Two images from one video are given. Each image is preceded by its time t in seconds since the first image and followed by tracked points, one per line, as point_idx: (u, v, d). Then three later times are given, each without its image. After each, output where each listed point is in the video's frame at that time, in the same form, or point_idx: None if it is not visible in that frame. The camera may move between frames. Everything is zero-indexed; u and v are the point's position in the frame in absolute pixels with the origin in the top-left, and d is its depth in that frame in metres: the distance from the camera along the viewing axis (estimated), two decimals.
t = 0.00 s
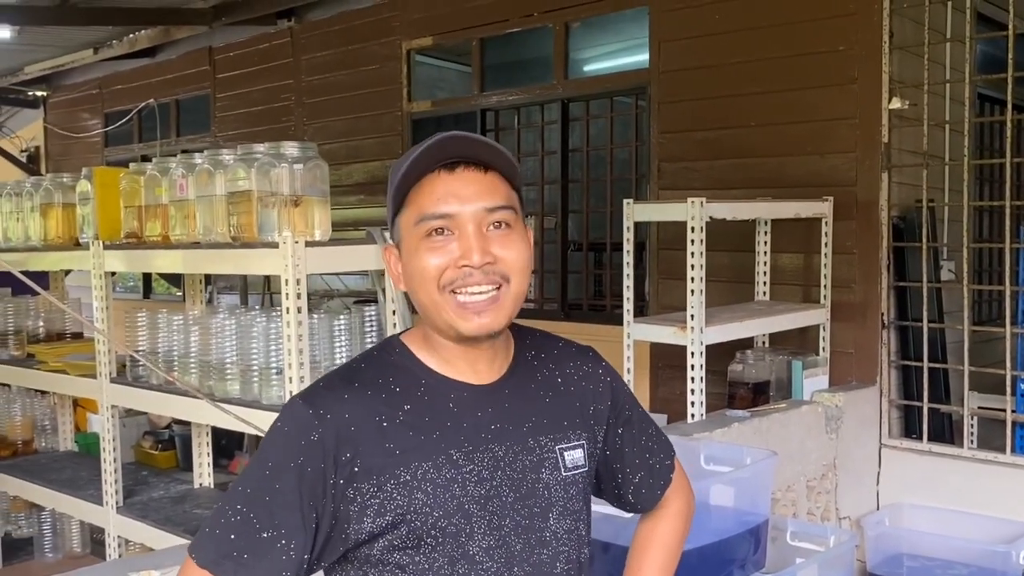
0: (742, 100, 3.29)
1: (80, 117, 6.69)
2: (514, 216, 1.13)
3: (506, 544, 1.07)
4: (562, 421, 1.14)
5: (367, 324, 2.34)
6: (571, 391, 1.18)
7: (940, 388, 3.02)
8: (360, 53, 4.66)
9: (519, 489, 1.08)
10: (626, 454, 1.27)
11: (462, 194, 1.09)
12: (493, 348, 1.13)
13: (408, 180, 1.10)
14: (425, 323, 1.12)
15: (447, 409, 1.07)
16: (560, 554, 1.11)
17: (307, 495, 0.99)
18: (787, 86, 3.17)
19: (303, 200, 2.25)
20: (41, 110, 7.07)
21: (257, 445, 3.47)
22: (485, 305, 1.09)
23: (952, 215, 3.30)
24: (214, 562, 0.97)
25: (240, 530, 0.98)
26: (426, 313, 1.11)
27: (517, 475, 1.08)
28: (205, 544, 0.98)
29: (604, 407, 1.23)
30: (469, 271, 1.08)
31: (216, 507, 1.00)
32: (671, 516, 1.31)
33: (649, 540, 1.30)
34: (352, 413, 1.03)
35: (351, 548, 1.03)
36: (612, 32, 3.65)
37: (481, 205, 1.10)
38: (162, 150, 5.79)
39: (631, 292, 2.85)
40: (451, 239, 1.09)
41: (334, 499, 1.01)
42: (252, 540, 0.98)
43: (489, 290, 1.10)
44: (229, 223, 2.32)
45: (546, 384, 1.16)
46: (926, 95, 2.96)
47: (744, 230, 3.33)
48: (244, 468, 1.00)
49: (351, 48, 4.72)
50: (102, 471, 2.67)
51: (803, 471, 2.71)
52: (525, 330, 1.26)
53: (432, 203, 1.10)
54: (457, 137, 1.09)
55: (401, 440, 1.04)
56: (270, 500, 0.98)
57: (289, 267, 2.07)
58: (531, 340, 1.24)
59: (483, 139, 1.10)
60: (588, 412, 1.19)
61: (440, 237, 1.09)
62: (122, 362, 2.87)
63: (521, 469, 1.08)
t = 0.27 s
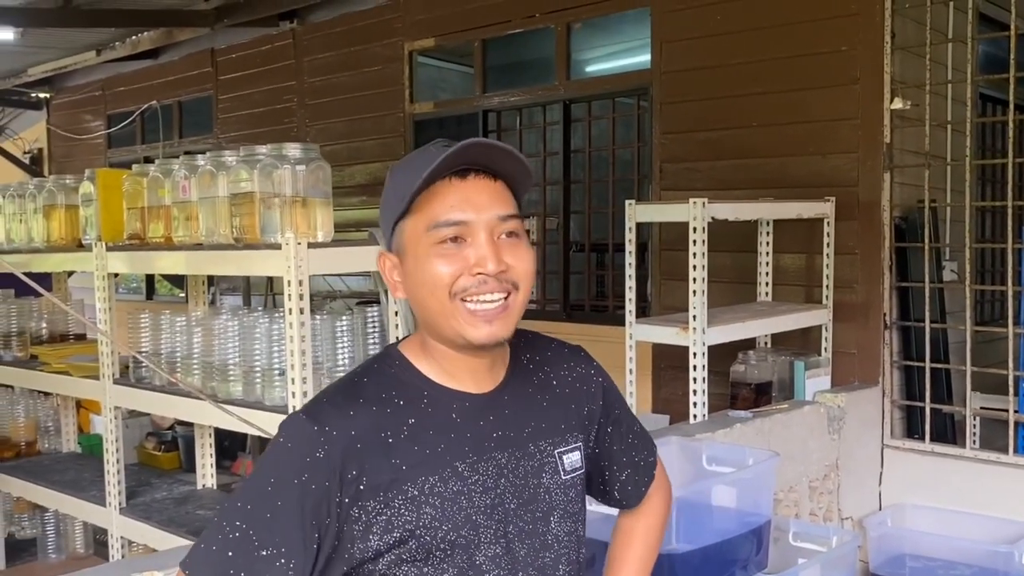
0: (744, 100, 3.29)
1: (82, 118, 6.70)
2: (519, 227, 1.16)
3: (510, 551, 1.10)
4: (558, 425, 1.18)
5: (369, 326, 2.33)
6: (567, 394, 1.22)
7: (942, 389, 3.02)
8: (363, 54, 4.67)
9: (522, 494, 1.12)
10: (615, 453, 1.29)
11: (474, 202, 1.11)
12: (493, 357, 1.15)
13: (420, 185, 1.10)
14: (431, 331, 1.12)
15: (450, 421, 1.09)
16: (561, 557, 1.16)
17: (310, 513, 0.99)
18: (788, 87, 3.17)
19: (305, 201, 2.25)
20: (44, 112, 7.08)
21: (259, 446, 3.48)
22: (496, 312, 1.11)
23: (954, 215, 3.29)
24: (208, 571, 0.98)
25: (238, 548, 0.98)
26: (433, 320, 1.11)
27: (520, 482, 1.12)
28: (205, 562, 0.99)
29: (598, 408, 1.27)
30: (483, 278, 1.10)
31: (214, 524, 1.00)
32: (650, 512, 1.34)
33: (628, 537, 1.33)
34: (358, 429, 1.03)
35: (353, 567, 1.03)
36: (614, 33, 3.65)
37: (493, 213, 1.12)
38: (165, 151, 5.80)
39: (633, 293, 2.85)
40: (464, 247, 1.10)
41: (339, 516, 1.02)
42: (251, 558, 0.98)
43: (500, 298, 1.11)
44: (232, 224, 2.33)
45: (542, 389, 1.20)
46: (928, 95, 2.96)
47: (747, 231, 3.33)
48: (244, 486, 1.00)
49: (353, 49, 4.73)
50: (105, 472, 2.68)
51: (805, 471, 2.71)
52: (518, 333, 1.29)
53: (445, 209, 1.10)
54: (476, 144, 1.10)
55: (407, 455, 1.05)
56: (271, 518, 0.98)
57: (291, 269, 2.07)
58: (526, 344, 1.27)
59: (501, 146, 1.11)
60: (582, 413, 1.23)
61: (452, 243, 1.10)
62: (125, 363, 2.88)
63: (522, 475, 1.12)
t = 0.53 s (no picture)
0: (745, 100, 3.29)
1: (84, 119, 6.70)
2: (538, 231, 1.16)
3: (525, 548, 1.11)
4: (568, 422, 1.19)
5: (370, 325, 2.35)
6: (574, 391, 1.23)
7: (943, 388, 3.02)
8: (364, 55, 4.67)
9: (535, 492, 1.13)
10: (620, 448, 1.31)
11: (496, 207, 1.11)
12: (506, 358, 1.15)
13: (443, 188, 1.09)
14: (448, 332, 1.12)
15: (465, 421, 1.09)
16: (573, 553, 1.16)
17: (330, 515, 0.99)
18: (789, 87, 3.17)
19: (307, 202, 2.26)
20: (45, 113, 7.08)
21: (261, 447, 3.48)
22: (517, 317, 1.11)
23: (955, 215, 3.30)
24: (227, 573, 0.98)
25: (258, 552, 0.98)
26: (452, 322, 1.11)
27: (533, 480, 1.12)
28: (223, 567, 0.98)
29: (603, 403, 1.28)
30: (504, 283, 1.09)
31: (230, 528, 1.00)
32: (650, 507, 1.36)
33: (627, 535, 1.34)
34: (376, 431, 1.03)
35: (372, 568, 1.03)
36: (615, 33, 3.65)
37: (515, 217, 1.12)
38: (166, 152, 5.80)
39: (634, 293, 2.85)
40: (485, 251, 1.10)
41: (358, 518, 1.02)
42: (272, 561, 0.98)
43: (521, 302, 1.11)
44: (233, 225, 2.33)
45: (551, 387, 1.20)
46: (929, 95, 2.96)
47: (748, 231, 3.33)
48: (261, 490, 1.00)
49: (354, 50, 4.73)
50: (107, 473, 2.68)
51: (807, 471, 2.71)
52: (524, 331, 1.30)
53: (468, 212, 1.10)
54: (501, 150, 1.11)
55: (425, 456, 1.06)
56: (291, 522, 0.98)
57: (292, 269, 2.07)
58: (533, 342, 1.28)
59: (526, 153, 1.12)
60: (588, 409, 1.24)
61: (474, 247, 1.10)
62: (127, 363, 2.89)
63: (536, 473, 1.13)
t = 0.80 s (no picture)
0: (745, 100, 3.29)
1: (84, 120, 6.71)
2: (584, 256, 1.15)
3: (555, 542, 1.12)
4: (594, 419, 1.19)
5: (369, 325, 2.35)
6: (598, 388, 1.23)
7: (943, 388, 3.02)
8: (364, 56, 4.67)
9: (564, 488, 1.13)
10: (642, 449, 1.31)
11: (550, 235, 1.09)
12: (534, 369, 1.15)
13: (500, 210, 1.07)
14: (483, 343, 1.11)
15: (496, 418, 1.10)
16: (601, 548, 1.17)
17: (365, 509, 0.99)
18: (789, 87, 3.17)
19: (305, 203, 2.26)
20: (45, 114, 7.09)
21: (261, 447, 3.48)
22: (555, 342, 1.11)
23: (954, 214, 3.29)
24: (263, 570, 0.96)
25: (294, 546, 0.96)
26: (490, 337, 1.10)
27: (562, 475, 1.13)
28: (257, 561, 0.97)
29: (627, 401, 1.27)
30: (548, 309, 1.09)
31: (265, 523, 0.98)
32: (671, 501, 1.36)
33: (650, 534, 1.36)
34: (410, 427, 1.04)
35: (405, 563, 1.03)
36: (615, 33, 3.65)
37: (567, 245, 1.11)
38: (166, 153, 5.81)
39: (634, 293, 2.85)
40: (532, 275, 1.09)
41: (393, 512, 1.02)
42: (308, 555, 0.96)
43: (560, 327, 1.11)
44: (232, 225, 2.33)
45: (577, 387, 1.21)
46: (928, 95, 2.96)
47: (747, 230, 3.33)
48: (297, 484, 0.99)
49: (354, 51, 4.73)
50: (106, 473, 2.68)
51: (806, 471, 2.71)
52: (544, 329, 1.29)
53: (520, 237, 1.08)
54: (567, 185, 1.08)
55: (458, 451, 1.06)
56: (327, 516, 0.97)
57: (291, 270, 2.07)
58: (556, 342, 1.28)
59: (587, 188, 1.11)
60: (613, 407, 1.24)
61: (520, 271, 1.09)
62: (127, 364, 2.89)
63: (564, 468, 1.13)
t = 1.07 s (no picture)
0: (744, 100, 3.29)
1: (84, 120, 6.72)
2: (613, 229, 1.17)
3: (596, 532, 1.13)
4: (634, 410, 1.20)
5: (368, 326, 2.35)
6: (637, 380, 1.24)
7: (942, 387, 3.01)
8: (364, 56, 4.67)
9: (604, 478, 1.15)
10: (681, 440, 1.32)
11: (576, 206, 1.11)
12: (576, 349, 1.16)
13: (525, 187, 1.09)
14: (525, 327, 1.12)
15: (538, 408, 1.11)
16: (641, 539, 1.18)
17: (415, 497, 1.02)
18: (788, 86, 3.17)
19: (303, 203, 2.26)
20: (45, 114, 7.10)
21: (260, 447, 3.49)
22: (594, 314, 1.11)
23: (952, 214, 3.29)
24: (320, 559, 0.99)
25: (349, 535, 1.00)
26: (531, 318, 1.11)
27: (602, 466, 1.14)
28: (313, 550, 0.99)
29: (665, 393, 1.28)
30: (584, 281, 1.10)
31: (318, 513, 1.01)
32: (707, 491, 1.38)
33: (688, 520, 1.37)
34: (457, 416, 1.06)
35: (451, 549, 1.06)
36: (615, 33, 3.65)
37: (594, 216, 1.12)
38: (166, 153, 5.81)
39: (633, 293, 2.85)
40: (565, 248, 1.10)
41: (440, 500, 1.05)
42: (363, 544, 1.00)
43: (598, 300, 1.12)
44: (230, 225, 2.34)
45: (617, 377, 1.22)
46: (926, 95, 2.96)
47: (746, 230, 3.33)
48: (349, 474, 1.02)
49: (354, 51, 4.73)
50: (106, 474, 2.69)
51: (805, 471, 2.71)
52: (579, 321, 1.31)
53: (547, 211, 1.10)
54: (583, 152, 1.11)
55: (503, 440, 1.08)
56: (380, 505, 1.00)
57: (289, 270, 2.08)
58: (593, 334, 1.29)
59: (607, 153, 1.13)
60: (651, 399, 1.25)
61: (554, 246, 1.10)
62: (126, 364, 2.89)
63: (605, 459, 1.15)
